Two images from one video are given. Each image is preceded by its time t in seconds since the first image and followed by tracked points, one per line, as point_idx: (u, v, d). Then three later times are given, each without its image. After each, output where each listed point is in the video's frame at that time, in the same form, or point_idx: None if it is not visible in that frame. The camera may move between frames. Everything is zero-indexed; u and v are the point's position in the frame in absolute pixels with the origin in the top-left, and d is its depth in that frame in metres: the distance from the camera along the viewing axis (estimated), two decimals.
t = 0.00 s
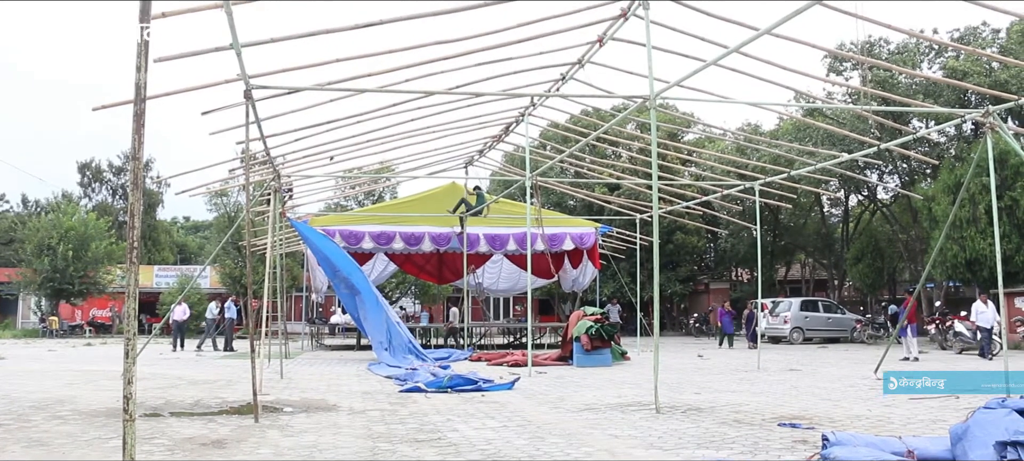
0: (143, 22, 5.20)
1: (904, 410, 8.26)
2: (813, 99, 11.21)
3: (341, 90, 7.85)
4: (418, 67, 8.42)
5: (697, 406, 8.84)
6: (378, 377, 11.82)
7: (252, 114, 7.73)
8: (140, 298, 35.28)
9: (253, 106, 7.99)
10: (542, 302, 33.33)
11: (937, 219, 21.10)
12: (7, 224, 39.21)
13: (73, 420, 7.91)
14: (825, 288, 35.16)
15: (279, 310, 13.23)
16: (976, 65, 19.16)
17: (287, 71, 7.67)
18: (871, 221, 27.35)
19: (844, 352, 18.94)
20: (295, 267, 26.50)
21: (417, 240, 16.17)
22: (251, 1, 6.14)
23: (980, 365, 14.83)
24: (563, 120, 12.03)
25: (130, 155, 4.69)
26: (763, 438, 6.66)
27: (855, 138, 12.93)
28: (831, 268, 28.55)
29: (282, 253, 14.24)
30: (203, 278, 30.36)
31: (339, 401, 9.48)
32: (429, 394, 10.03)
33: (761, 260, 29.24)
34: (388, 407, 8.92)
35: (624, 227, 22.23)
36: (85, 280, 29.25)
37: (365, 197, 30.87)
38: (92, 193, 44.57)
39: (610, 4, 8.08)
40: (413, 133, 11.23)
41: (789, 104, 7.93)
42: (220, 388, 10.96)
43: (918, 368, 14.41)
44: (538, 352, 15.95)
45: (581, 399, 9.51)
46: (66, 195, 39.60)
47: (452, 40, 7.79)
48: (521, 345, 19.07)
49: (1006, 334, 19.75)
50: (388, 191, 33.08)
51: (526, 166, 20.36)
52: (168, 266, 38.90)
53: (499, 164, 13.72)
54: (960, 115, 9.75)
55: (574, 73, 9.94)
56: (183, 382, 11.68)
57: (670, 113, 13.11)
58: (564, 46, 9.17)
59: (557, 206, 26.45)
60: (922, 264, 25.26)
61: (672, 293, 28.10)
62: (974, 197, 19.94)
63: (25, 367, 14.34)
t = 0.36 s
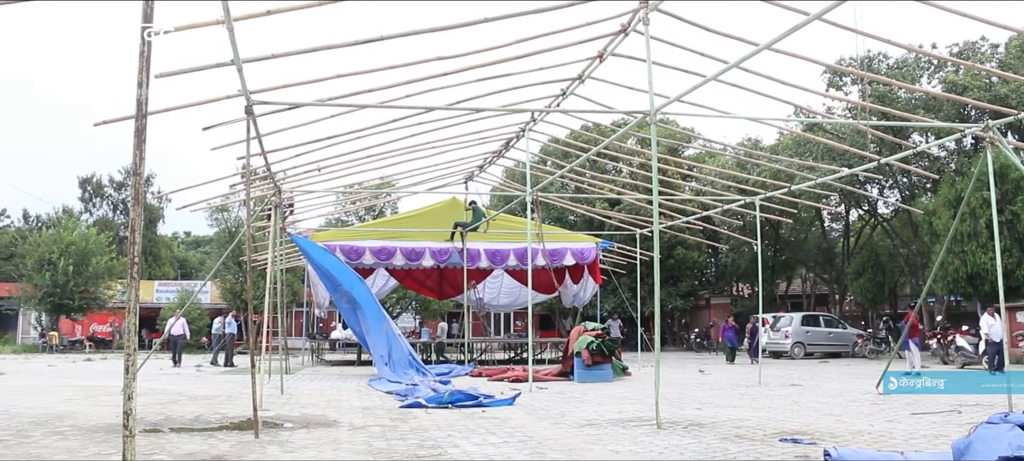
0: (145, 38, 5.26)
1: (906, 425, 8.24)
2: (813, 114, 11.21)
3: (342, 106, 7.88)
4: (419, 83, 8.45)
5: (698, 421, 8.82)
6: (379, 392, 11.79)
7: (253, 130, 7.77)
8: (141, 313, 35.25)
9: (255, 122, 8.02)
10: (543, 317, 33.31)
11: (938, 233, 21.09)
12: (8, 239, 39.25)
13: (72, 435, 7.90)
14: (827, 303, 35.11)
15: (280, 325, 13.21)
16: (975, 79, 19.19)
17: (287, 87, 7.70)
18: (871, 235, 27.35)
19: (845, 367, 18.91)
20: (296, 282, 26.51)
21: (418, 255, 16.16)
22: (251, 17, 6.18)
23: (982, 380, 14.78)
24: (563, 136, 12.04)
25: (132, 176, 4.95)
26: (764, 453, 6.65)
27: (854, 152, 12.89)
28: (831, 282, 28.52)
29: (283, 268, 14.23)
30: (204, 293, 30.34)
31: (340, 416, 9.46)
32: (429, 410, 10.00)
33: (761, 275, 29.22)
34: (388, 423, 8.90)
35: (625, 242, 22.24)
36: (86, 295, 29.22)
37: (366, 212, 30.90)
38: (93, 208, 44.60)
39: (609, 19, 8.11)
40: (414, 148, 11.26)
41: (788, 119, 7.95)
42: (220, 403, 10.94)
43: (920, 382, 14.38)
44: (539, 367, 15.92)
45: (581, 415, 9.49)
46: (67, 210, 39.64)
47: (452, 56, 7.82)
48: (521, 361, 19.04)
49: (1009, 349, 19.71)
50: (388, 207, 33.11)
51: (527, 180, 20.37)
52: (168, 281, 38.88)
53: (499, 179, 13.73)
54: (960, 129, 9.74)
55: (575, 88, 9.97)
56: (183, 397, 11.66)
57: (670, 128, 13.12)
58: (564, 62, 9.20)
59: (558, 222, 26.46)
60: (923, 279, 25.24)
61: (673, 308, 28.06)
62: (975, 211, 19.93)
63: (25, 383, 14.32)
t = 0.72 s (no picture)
0: (147, 59, 5.28)
1: (909, 444, 8.21)
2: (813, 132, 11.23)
3: (342, 125, 7.90)
4: (419, 102, 8.47)
5: (700, 441, 8.79)
6: (379, 412, 11.75)
7: (254, 149, 7.78)
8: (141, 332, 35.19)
9: (256, 141, 8.04)
10: (544, 336, 33.26)
11: (940, 251, 21.08)
12: (8, 258, 39.25)
13: (71, 455, 7.87)
14: (828, 321, 35.04)
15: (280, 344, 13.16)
16: (975, 97, 19.23)
17: (288, 107, 7.73)
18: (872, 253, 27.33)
19: (848, 386, 18.85)
20: (297, 301, 26.52)
21: (419, 274, 16.17)
22: (253, 37, 6.20)
23: (985, 398, 14.72)
24: (563, 155, 12.06)
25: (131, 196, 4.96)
26: None
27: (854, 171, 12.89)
28: (833, 301, 28.47)
29: (283, 286, 14.19)
30: (204, 312, 30.29)
31: (340, 436, 9.43)
32: (430, 429, 9.96)
33: (762, 293, 29.19)
34: (389, 442, 8.87)
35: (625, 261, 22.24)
36: (86, 314, 29.17)
37: (367, 231, 30.91)
38: (94, 227, 44.61)
39: (610, 39, 8.15)
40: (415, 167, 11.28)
41: (789, 137, 7.98)
42: (220, 423, 10.91)
43: (922, 401, 14.33)
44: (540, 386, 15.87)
45: (583, 434, 9.46)
46: (68, 228, 39.66)
47: (452, 76, 7.86)
48: (522, 380, 18.98)
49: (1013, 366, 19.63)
50: (389, 226, 33.13)
51: (528, 200, 20.51)
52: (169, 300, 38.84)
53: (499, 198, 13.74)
54: (960, 147, 9.74)
55: (575, 108, 10.00)
56: (184, 417, 11.62)
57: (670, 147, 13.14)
58: (564, 82, 9.23)
59: (558, 241, 26.48)
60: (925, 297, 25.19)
61: (674, 327, 28.00)
62: (976, 228, 19.93)
63: (24, 402, 14.28)
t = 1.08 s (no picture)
0: (148, 75, 5.29)
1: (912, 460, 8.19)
2: (813, 148, 11.23)
3: (344, 142, 7.92)
4: (420, 118, 8.49)
5: (701, 457, 8.78)
6: (380, 428, 11.71)
7: (255, 165, 7.80)
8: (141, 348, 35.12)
9: (257, 157, 8.06)
10: (545, 352, 33.21)
11: (941, 266, 21.06)
12: (9, 273, 39.22)
13: None
14: (829, 337, 34.99)
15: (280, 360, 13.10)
16: (975, 112, 19.25)
17: (289, 123, 7.75)
18: (873, 269, 27.32)
19: (849, 401, 18.81)
20: (297, 318, 26.51)
21: (419, 290, 16.12)
22: (255, 53, 6.22)
23: (987, 414, 14.68)
24: (564, 171, 12.07)
25: (132, 211, 4.98)
26: None
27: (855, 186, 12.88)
28: (834, 316, 28.44)
29: (285, 303, 14.17)
30: (205, 328, 30.25)
31: (340, 452, 9.41)
32: (431, 446, 9.92)
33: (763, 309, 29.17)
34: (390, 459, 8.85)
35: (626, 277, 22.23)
36: (86, 330, 29.12)
37: (368, 247, 30.94)
38: (95, 242, 44.61)
39: (610, 55, 8.18)
40: (416, 183, 11.29)
41: (790, 152, 7.99)
42: (221, 439, 10.87)
43: (924, 416, 14.29)
44: (543, 402, 15.80)
45: (584, 451, 9.43)
46: (69, 244, 39.67)
47: (453, 92, 7.89)
48: (523, 396, 18.93)
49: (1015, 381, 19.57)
50: (390, 242, 33.14)
51: (529, 217, 20.58)
52: (169, 316, 38.78)
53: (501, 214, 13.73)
54: (961, 162, 9.75)
55: (575, 124, 10.03)
56: (183, 434, 11.59)
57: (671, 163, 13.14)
58: (564, 97, 9.25)
59: (559, 256, 26.48)
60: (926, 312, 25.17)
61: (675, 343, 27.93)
62: (977, 244, 19.94)
63: (24, 419, 14.24)
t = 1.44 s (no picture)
0: (149, 95, 5.31)
1: None
2: (814, 166, 11.23)
3: (344, 162, 7.93)
4: (421, 138, 8.52)
5: None
6: (381, 448, 11.66)
7: (255, 184, 7.82)
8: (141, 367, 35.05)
9: (258, 176, 8.06)
10: (546, 371, 33.14)
11: (943, 283, 21.03)
12: (9, 292, 39.18)
13: None
14: (831, 355, 34.91)
15: (280, 379, 13.03)
16: (975, 130, 19.29)
17: (291, 142, 7.77)
18: (874, 286, 27.29)
19: (851, 420, 18.75)
20: (297, 337, 26.49)
21: (419, 309, 16.09)
22: (256, 73, 6.25)
23: (990, 433, 14.62)
24: (564, 190, 12.07)
25: (134, 229, 5.02)
26: None
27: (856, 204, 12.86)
28: (835, 334, 28.38)
29: (285, 322, 14.13)
30: (205, 347, 30.21)
31: None
32: None
33: (764, 327, 29.14)
34: None
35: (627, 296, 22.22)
36: (86, 349, 29.07)
37: (368, 266, 30.95)
38: (95, 261, 44.59)
39: (611, 74, 8.21)
40: (416, 202, 11.30)
41: (791, 170, 8.00)
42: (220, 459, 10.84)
43: (927, 435, 14.23)
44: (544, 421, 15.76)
45: None
46: (69, 263, 39.66)
47: (454, 111, 7.92)
48: (524, 415, 18.88)
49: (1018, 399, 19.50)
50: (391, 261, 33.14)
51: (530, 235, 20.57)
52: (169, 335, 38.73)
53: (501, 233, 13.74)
54: (961, 179, 9.75)
55: (576, 142, 10.06)
56: (183, 453, 11.54)
57: (671, 182, 13.14)
58: (565, 116, 9.28)
59: (559, 275, 26.48)
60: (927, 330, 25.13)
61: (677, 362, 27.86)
62: (979, 261, 19.93)
63: (23, 438, 14.19)
